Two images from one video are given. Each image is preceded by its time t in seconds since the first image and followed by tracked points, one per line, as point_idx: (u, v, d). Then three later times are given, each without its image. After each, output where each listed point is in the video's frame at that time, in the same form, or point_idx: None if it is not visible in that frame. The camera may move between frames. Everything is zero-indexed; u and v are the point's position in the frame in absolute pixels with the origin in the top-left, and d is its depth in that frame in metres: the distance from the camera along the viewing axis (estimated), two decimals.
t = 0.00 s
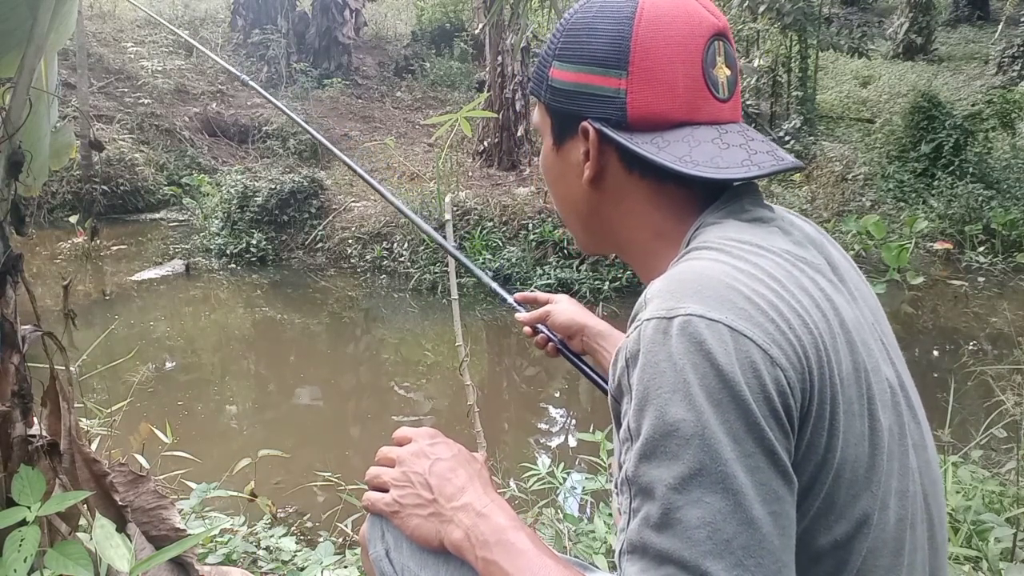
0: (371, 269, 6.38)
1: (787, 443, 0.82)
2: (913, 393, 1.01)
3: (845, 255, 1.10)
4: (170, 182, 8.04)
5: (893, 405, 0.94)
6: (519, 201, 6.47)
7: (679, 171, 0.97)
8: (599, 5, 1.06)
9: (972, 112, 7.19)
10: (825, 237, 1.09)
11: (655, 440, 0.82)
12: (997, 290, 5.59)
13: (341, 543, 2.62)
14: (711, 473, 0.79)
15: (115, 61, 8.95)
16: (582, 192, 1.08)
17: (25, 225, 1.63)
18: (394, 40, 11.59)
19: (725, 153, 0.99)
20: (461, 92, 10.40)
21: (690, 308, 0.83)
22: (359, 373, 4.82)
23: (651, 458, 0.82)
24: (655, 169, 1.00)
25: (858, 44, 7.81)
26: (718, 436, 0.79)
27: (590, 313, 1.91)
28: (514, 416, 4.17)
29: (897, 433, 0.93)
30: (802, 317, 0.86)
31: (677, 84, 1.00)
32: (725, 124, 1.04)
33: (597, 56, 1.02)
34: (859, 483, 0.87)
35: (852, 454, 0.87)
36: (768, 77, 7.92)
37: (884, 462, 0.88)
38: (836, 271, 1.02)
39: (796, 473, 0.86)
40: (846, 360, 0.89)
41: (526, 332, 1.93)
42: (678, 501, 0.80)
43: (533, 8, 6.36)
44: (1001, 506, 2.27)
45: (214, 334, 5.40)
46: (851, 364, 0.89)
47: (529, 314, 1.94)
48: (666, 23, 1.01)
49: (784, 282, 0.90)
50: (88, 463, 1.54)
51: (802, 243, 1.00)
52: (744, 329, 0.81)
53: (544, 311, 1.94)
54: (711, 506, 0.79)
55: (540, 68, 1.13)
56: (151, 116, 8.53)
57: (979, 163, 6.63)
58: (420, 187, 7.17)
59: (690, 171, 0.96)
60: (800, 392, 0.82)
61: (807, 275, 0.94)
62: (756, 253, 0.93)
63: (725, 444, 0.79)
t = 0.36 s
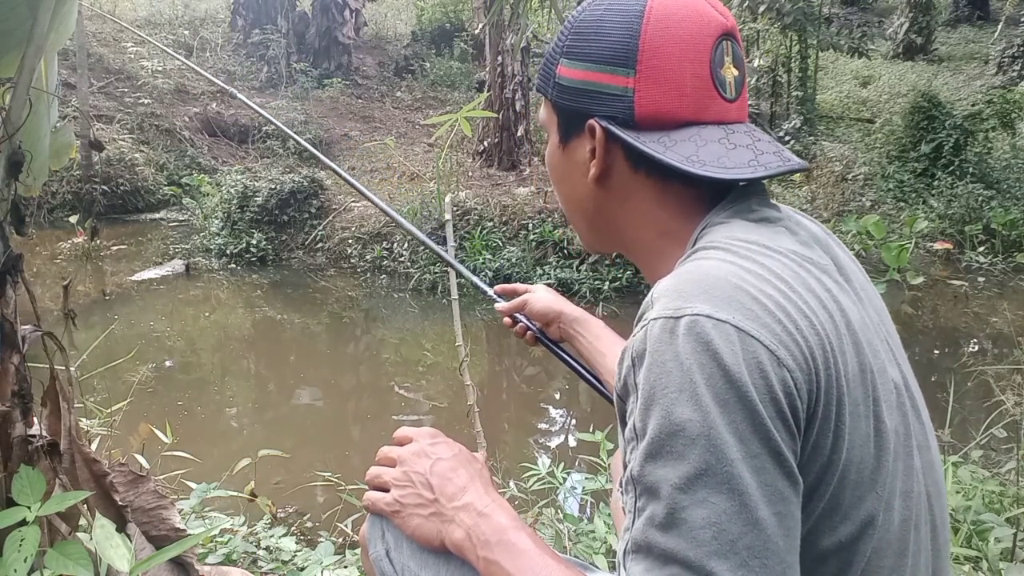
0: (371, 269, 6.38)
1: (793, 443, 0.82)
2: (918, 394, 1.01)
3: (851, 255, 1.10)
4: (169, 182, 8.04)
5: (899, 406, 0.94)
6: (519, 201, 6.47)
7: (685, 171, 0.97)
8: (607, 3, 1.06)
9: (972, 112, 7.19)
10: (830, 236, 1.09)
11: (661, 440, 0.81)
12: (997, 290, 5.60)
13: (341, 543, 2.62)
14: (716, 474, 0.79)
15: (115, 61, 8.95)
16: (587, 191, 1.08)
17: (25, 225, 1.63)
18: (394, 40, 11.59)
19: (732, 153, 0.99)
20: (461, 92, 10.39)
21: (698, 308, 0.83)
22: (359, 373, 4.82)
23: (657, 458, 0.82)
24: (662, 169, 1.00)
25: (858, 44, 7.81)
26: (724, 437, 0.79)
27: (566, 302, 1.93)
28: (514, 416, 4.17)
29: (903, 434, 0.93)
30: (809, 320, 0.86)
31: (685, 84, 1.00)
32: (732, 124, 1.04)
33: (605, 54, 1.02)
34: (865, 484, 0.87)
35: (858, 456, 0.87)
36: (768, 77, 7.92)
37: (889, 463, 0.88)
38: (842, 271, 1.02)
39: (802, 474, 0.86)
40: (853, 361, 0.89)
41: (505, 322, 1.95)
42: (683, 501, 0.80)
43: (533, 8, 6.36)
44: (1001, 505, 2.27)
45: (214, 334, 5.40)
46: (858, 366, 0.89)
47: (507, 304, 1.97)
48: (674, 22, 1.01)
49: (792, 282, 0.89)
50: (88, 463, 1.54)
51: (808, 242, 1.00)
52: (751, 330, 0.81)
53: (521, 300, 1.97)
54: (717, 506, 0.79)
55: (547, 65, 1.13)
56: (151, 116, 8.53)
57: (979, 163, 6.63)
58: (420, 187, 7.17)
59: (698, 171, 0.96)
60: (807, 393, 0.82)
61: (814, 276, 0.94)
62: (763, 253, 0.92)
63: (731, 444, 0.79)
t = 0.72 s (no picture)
0: (371, 269, 6.38)
1: (794, 449, 0.81)
2: (919, 395, 1.01)
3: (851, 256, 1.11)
4: (169, 182, 8.04)
5: (901, 410, 0.94)
6: (519, 201, 6.47)
7: (684, 172, 0.97)
8: (607, 3, 1.06)
9: (972, 111, 7.19)
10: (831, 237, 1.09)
11: (661, 446, 0.81)
12: (997, 290, 5.60)
13: (341, 543, 2.62)
14: (717, 480, 0.79)
15: (115, 61, 8.94)
16: (587, 191, 1.08)
17: (25, 225, 1.63)
18: (394, 40, 11.59)
19: (732, 155, 0.99)
20: (461, 92, 10.40)
21: (698, 312, 0.83)
22: (359, 373, 4.82)
23: (657, 465, 0.82)
24: (661, 171, 1.00)
25: (858, 44, 7.80)
26: (725, 442, 0.79)
27: (563, 307, 1.94)
28: (514, 416, 4.17)
29: (905, 439, 0.93)
30: (811, 324, 0.86)
31: (684, 84, 1.00)
32: (732, 125, 1.04)
33: (605, 54, 1.02)
34: (867, 489, 0.87)
35: (860, 460, 0.87)
36: (768, 77, 7.92)
37: (891, 467, 0.89)
38: (843, 273, 1.02)
39: (803, 479, 0.86)
40: (854, 366, 0.89)
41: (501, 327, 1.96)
42: (684, 508, 0.80)
43: (533, 8, 6.35)
44: (1002, 506, 2.27)
45: (214, 334, 5.40)
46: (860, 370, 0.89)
47: (503, 309, 1.98)
48: (674, 22, 1.01)
49: (793, 287, 0.89)
50: (88, 463, 1.54)
51: (809, 245, 1.00)
52: (753, 335, 0.81)
53: (517, 305, 1.98)
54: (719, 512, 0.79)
55: (546, 65, 1.13)
56: (151, 116, 8.51)
57: (979, 163, 6.63)
58: (420, 187, 7.17)
59: (697, 173, 0.96)
60: (809, 399, 0.82)
61: (816, 279, 0.93)
62: (765, 256, 0.92)
63: (732, 451, 0.79)
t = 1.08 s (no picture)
0: (371, 269, 6.38)
1: (794, 452, 0.81)
2: (918, 394, 1.01)
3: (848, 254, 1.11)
4: (170, 182, 8.04)
5: (901, 411, 0.94)
6: (519, 201, 6.47)
7: (681, 174, 0.97)
8: (604, 2, 1.06)
9: (972, 111, 7.19)
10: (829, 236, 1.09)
11: (660, 450, 0.81)
12: (997, 290, 5.60)
13: (341, 543, 2.62)
14: (716, 484, 0.79)
15: (115, 61, 8.94)
16: (584, 192, 1.08)
17: (25, 225, 1.63)
18: (394, 40, 11.59)
19: (729, 155, 0.99)
20: (461, 92, 10.39)
21: (697, 316, 0.83)
22: (359, 373, 4.82)
23: (657, 469, 0.82)
24: (659, 172, 1.00)
25: (858, 44, 7.80)
26: (724, 446, 0.79)
27: (563, 309, 1.94)
28: (514, 416, 4.17)
29: (905, 440, 0.93)
30: (810, 327, 0.86)
31: (681, 85, 1.00)
32: (729, 125, 1.04)
33: (602, 55, 1.02)
34: (866, 491, 0.87)
35: (859, 463, 0.87)
36: (768, 77, 7.93)
37: (891, 470, 0.89)
38: (842, 273, 1.02)
39: (803, 483, 0.86)
40: (854, 368, 0.88)
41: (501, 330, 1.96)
42: (683, 512, 0.80)
43: (533, 8, 6.36)
44: (1002, 505, 2.27)
45: (215, 334, 5.40)
46: (859, 372, 0.89)
47: (502, 311, 1.98)
48: (671, 22, 1.01)
49: (793, 288, 0.89)
50: (88, 463, 1.54)
51: (808, 245, 1.00)
52: (752, 338, 0.81)
53: (516, 307, 1.98)
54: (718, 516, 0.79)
55: (543, 66, 1.13)
56: (151, 116, 8.51)
57: (978, 163, 6.63)
58: (420, 187, 7.17)
59: (694, 174, 0.96)
60: (809, 402, 0.82)
61: (815, 281, 0.93)
62: (763, 258, 0.92)
63: (731, 455, 0.79)
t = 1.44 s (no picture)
0: (371, 269, 6.39)
1: (795, 458, 0.81)
2: (920, 396, 1.01)
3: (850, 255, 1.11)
4: (170, 182, 8.04)
5: (904, 416, 0.94)
6: (519, 201, 6.47)
7: (682, 175, 0.97)
8: (604, 2, 1.05)
9: (972, 111, 7.19)
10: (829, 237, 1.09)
11: (661, 459, 0.81)
12: (997, 290, 5.60)
13: (341, 543, 2.62)
14: (717, 495, 0.79)
15: (115, 61, 8.94)
16: (584, 192, 1.08)
17: (25, 225, 1.63)
18: (394, 40, 11.59)
19: (732, 157, 0.99)
20: (461, 92, 10.40)
21: (698, 323, 0.83)
22: (359, 373, 4.82)
23: (659, 478, 0.82)
24: (660, 174, 1.00)
25: (858, 44, 7.80)
26: (726, 455, 0.79)
27: (558, 302, 1.93)
28: (514, 416, 4.17)
29: (907, 444, 0.93)
30: (814, 333, 0.85)
31: (682, 85, 1.00)
32: (731, 125, 1.04)
33: (602, 54, 1.02)
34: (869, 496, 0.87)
35: (862, 469, 0.87)
36: (768, 77, 7.93)
37: (893, 475, 0.89)
38: (844, 274, 1.02)
39: (806, 490, 0.86)
40: (856, 374, 0.88)
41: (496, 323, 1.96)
42: (684, 522, 0.80)
43: (534, 8, 6.36)
44: (1002, 505, 2.27)
45: (215, 334, 5.40)
46: (862, 377, 0.89)
47: (497, 304, 1.98)
48: (672, 22, 1.01)
49: (795, 293, 0.89)
50: (88, 463, 1.54)
51: (810, 247, 1.00)
52: (754, 345, 0.80)
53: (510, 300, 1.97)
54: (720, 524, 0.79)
55: (543, 64, 1.13)
56: (151, 116, 8.50)
57: (979, 163, 6.63)
58: (420, 187, 7.17)
59: (695, 175, 0.96)
60: (811, 409, 0.82)
61: (818, 284, 0.93)
62: (765, 262, 0.92)
63: (733, 464, 0.79)
